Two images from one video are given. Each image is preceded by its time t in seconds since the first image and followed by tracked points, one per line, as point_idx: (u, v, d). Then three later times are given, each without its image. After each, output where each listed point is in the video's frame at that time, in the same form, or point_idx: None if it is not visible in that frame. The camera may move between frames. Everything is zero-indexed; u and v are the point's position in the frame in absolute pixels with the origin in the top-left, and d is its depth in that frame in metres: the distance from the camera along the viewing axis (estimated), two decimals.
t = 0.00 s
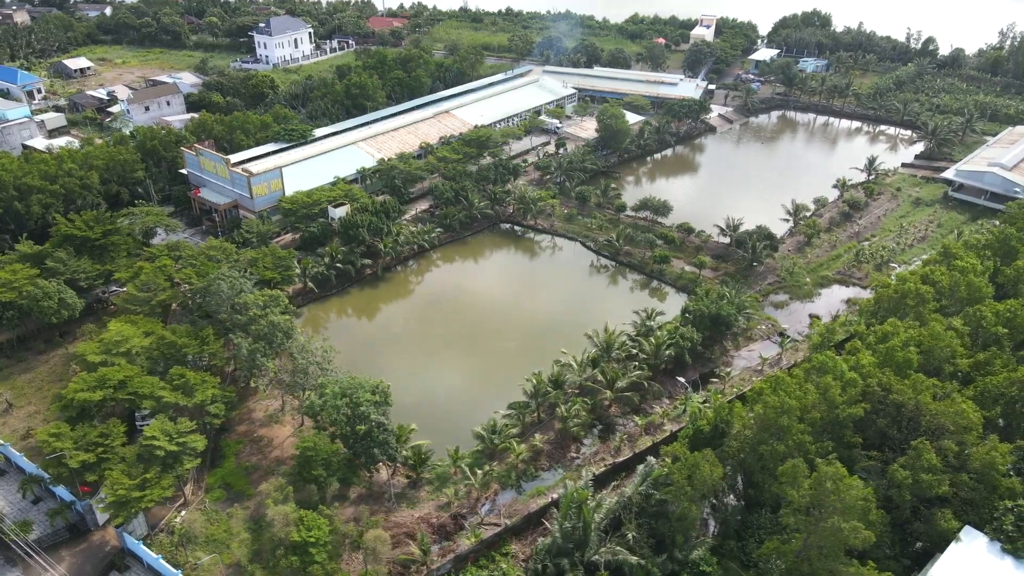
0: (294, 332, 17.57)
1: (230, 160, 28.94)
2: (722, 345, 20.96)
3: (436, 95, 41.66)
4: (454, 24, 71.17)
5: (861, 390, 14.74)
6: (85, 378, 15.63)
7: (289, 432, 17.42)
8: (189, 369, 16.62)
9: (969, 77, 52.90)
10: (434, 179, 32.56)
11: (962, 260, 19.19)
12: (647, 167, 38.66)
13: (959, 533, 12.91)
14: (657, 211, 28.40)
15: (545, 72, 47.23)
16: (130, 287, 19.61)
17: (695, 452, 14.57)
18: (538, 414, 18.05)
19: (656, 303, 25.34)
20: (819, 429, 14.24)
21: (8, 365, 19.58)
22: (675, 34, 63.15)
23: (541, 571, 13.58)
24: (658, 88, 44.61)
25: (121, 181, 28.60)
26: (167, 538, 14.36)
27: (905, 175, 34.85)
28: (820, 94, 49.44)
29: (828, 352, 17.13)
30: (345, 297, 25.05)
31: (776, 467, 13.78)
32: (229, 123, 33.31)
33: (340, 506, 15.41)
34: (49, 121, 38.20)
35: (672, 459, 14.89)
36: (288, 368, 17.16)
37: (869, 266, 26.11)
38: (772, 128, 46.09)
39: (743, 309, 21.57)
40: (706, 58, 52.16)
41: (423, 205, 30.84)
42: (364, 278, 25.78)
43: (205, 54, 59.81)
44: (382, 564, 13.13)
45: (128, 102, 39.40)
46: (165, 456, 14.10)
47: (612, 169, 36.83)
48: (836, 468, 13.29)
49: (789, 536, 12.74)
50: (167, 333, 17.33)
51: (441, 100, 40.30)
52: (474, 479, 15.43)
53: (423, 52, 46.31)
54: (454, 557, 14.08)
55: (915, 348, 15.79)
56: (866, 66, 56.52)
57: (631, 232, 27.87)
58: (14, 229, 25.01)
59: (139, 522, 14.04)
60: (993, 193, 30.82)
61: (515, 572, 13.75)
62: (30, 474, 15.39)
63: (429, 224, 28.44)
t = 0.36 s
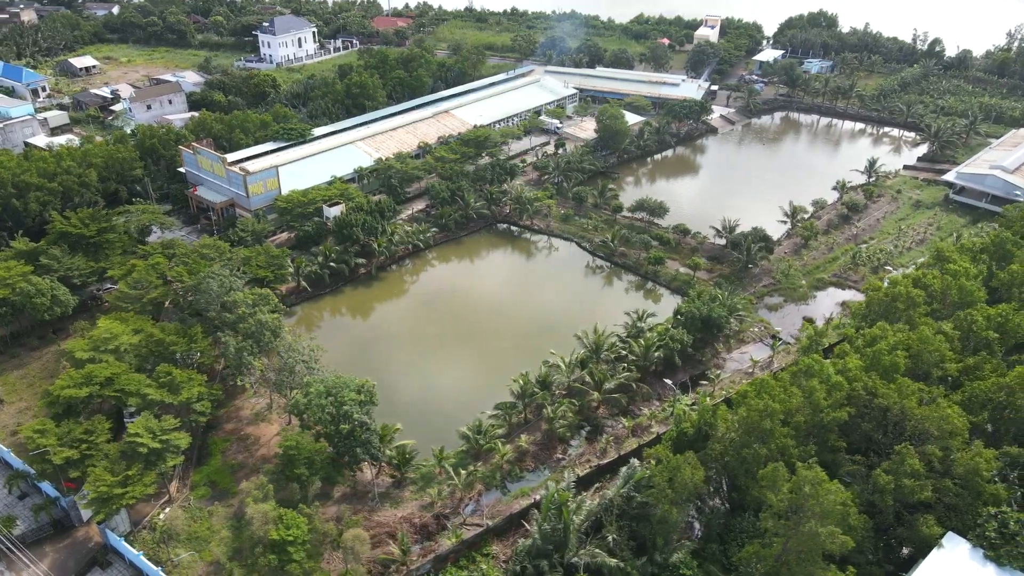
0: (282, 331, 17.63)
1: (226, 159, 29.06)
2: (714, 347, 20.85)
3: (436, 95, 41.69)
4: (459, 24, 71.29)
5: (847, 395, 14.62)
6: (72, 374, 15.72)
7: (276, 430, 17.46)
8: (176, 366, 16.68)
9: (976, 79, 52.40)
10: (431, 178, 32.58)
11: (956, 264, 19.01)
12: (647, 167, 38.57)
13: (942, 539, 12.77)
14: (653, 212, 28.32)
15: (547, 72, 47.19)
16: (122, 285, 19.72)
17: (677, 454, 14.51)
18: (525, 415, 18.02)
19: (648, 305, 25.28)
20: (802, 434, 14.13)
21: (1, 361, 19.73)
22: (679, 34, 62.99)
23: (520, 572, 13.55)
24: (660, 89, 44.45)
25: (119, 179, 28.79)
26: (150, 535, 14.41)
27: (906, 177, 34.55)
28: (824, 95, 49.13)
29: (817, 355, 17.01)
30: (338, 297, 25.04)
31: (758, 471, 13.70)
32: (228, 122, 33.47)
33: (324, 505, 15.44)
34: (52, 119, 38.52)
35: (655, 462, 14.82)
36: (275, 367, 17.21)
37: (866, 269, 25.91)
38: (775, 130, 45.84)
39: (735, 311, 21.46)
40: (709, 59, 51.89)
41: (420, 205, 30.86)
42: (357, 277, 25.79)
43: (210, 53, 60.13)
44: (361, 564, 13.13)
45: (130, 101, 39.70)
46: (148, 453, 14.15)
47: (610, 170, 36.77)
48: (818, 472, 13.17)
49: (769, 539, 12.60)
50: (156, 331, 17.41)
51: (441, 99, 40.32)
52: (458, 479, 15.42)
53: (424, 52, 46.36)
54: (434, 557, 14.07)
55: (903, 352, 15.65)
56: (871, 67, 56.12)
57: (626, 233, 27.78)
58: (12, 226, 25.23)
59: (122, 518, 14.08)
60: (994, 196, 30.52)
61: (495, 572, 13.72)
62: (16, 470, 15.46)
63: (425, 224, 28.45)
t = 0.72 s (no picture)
0: (274, 329, 17.70)
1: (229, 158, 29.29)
2: (709, 350, 20.72)
3: (442, 95, 41.81)
4: (468, 24, 71.43)
5: (836, 400, 14.49)
6: (63, 369, 15.85)
7: (266, 428, 17.53)
8: (167, 363, 16.78)
9: (988, 81, 51.70)
10: (432, 178, 32.61)
11: (954, 268, 18.77)
12: (650, 168, 38.45)
13: (927, 547, 12.57)
14: (653, 214, 28.23)
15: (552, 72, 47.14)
16: (118, 281, 19.88)
17: (663, 457, 14.43)
18: (515, 416, 18.00)
19: (643, 307, 25.12)
20: (789, 439, 14.02)
21: None
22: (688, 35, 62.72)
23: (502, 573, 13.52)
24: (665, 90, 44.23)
25: (122, 176, 29.05)
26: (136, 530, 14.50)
27: (912, 180, 34.16)
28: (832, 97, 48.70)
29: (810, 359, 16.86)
30: (334, 295, 25.12)
31: (743, 475, 13.59)
32: (232, 120, 33.68)
33: (310, 502, 15.48)
34: (60, 116, 38.96)
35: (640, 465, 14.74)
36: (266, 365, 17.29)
37: (867, 272, 25.64)
38: (782, 131, 45.50)
39: (731, 314, 21.34)
40: (717, 60, 51.50)
41: (420, 204, 30.90)
42: (355, 276, 25.85)
43: (219, 51, 60.61)
44: (342, 562, 13.14)
45: (137, 98, 40.10)
46: (135, 449, 14.24)
47: (613, 171, 36.67)
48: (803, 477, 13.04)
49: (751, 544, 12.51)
50: (149, 328, 17.53)
51: (446, 99, 40.41)
52: (444, 479, 15.41)
53: (430, 51, 46.45)
54: (417, 557, 14.07)
55: (896, 357, 15.50)
56: (881, 69, 55.54)
57: (625, 234, 27.67)
58: (15, 222, 25.50)
59: (108, 513, 14.17)
60: (1001, 200, 30.14)
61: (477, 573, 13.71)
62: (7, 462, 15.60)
63: (424, 223, 28.48)
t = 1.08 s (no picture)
0: (262, 325, 17.83)
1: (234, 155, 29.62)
2: (701, 355, 20.53)
3: (453, 94, 41.90)
4: (485, 23, 71.61)
5: (818, 408, 14.25)
6: (54, 361, 16.10)
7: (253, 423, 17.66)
8: (156, 357, 16.97)
9: (1011, 86, 50.51)
10: (437, 177, 32.68)
11: (951, 277, 18.38)
12: (659, 171, 38.24)
13: (905, 561, 12.24)
14: (654, 216, 28.02)
15: (564, 73, 47.03)
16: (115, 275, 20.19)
17: (640, 462, 14.31)
18: (500, 417, 17.96)
19: (637, 310, 24.88)
20: (769, 447, 13.81)
21: None
22: (705, 36, 62.26)
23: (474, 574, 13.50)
24: (677, 91, 43.88)
25: (130, 171, 29.54)
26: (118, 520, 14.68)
27: (924, 186, 33.52)
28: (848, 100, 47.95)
29: (798, 366, 16.60)
30: (333, 292, 25.28)
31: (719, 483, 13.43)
32: (241, 117, 34.08)
33: (291, 497, 15.59)
34: (77, 111, 39.75)
35: (619, 469, 14.62)
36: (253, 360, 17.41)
37: (870, 279, 25.22)
38: (797, 135, 44.87)
39: (725, 319, 21.09)
40: (731, 61, 50.68)
41: (423, 203, 30.99)
42: (353, 273, 25.95)
43: (237, 49, 61.42)
44: (315, 558, 13.18)
45: (151, 95, 40.75)
46: (117, 440, 14.41)
47: (620, 172, 36.48)
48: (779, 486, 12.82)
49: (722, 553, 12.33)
50: (140, 322, 17.74)
51: (456, 99, 40.49)
52: (423, 478, 15.43)
53: (442, 51, 46.56)
54: (391, 556, 14.09)
55: (884, 366, 15.21)
56: (901, 72, 54.54)
57: (625, 237, 27.52)
58: (23, 214, 26.03)
59: (90, 503, 14.38)
60: (1014, 208, 29.43)
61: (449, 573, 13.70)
62: None
63: (425, 222, 28.55)
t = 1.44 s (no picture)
0: (247, 318, 18.06)
1: (244, 150, 30.12)
2: (689, 363, 20.17)
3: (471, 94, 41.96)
4: (513, 23, 71.69)
5: (790, 422, 13.87)
6: (42, 347, 16.55)
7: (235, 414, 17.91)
8: (141, 347, 17.32)
9: None
10: (445, 176, 32.75)
11: (948, 291, 17.72)
12: (673, 175, 37.76)
13: None
14: (658, 221, 27.63)
15: (583, 74, 46.74)
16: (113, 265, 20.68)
17: (605, 470, 14.11)
18: (478, 418, 17.91)
19: (628, 314, 24.50)
20: (736, 460, 13.48)
21: (4, 330, 21.07)
22: (734, 39, 61.28)
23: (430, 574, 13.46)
24: (696, 94, 43.23)
25: (145, 164, 30.27)
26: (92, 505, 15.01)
27: (945, 196, 32.43)
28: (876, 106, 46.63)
29: (779, 378, 16.19)
30: (332, 287, 25.56)
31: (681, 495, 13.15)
32: (256, 113, 34.65)
33: (262, 490, 15.76)
34: (104, 104, 40.93)
35: (584, 475, 14.44)
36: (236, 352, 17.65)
37: (876, 291, 24.47)
38: (822, 141, 43.80)
39: (716, 327, 20.69)
40: (756, 65, 49.55)
41: (429, 202, 31.08)
42: (352, 270, 26.14)
43: (266, 46, 62.55)
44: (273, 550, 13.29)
45: (175, 89, 41.71)
46: (93, 427, 14.74)
47: (632, 175, 36.09)
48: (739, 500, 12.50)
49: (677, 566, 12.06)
50: (130, 311, 18.13)
51: (472, 98, 40.52)
52: (391, 476, 15.45)
53: (462, 50, 46.68)
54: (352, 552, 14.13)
55: (864, 382, 14.72)
56: (935, 78, 52.84)
57: (627, 241, 27.19)
58: (39, 204, 26.87)
59: (66, 487, 14.74)
60: None
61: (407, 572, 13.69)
62: None
63: (427, 221, 28.63)
